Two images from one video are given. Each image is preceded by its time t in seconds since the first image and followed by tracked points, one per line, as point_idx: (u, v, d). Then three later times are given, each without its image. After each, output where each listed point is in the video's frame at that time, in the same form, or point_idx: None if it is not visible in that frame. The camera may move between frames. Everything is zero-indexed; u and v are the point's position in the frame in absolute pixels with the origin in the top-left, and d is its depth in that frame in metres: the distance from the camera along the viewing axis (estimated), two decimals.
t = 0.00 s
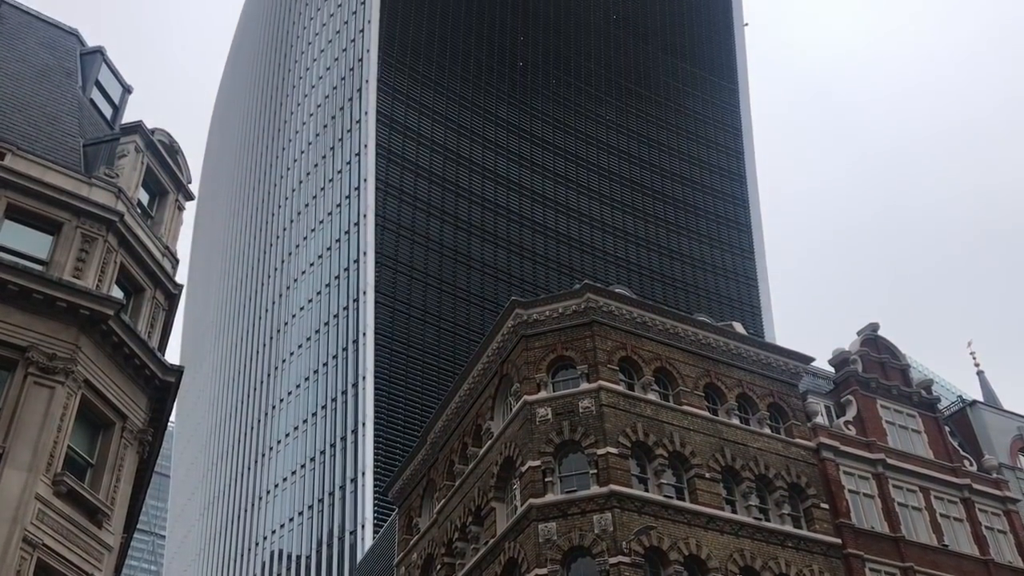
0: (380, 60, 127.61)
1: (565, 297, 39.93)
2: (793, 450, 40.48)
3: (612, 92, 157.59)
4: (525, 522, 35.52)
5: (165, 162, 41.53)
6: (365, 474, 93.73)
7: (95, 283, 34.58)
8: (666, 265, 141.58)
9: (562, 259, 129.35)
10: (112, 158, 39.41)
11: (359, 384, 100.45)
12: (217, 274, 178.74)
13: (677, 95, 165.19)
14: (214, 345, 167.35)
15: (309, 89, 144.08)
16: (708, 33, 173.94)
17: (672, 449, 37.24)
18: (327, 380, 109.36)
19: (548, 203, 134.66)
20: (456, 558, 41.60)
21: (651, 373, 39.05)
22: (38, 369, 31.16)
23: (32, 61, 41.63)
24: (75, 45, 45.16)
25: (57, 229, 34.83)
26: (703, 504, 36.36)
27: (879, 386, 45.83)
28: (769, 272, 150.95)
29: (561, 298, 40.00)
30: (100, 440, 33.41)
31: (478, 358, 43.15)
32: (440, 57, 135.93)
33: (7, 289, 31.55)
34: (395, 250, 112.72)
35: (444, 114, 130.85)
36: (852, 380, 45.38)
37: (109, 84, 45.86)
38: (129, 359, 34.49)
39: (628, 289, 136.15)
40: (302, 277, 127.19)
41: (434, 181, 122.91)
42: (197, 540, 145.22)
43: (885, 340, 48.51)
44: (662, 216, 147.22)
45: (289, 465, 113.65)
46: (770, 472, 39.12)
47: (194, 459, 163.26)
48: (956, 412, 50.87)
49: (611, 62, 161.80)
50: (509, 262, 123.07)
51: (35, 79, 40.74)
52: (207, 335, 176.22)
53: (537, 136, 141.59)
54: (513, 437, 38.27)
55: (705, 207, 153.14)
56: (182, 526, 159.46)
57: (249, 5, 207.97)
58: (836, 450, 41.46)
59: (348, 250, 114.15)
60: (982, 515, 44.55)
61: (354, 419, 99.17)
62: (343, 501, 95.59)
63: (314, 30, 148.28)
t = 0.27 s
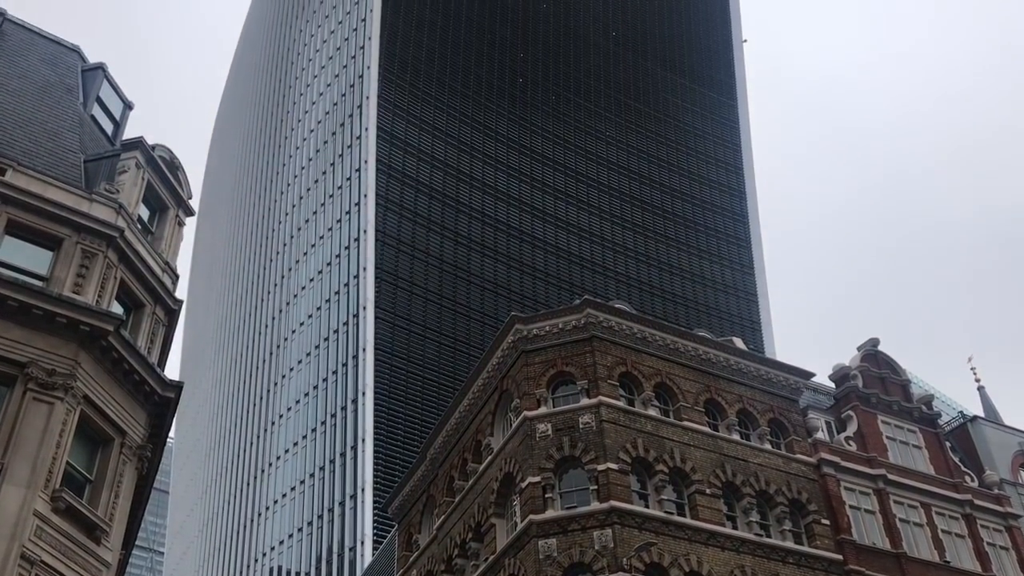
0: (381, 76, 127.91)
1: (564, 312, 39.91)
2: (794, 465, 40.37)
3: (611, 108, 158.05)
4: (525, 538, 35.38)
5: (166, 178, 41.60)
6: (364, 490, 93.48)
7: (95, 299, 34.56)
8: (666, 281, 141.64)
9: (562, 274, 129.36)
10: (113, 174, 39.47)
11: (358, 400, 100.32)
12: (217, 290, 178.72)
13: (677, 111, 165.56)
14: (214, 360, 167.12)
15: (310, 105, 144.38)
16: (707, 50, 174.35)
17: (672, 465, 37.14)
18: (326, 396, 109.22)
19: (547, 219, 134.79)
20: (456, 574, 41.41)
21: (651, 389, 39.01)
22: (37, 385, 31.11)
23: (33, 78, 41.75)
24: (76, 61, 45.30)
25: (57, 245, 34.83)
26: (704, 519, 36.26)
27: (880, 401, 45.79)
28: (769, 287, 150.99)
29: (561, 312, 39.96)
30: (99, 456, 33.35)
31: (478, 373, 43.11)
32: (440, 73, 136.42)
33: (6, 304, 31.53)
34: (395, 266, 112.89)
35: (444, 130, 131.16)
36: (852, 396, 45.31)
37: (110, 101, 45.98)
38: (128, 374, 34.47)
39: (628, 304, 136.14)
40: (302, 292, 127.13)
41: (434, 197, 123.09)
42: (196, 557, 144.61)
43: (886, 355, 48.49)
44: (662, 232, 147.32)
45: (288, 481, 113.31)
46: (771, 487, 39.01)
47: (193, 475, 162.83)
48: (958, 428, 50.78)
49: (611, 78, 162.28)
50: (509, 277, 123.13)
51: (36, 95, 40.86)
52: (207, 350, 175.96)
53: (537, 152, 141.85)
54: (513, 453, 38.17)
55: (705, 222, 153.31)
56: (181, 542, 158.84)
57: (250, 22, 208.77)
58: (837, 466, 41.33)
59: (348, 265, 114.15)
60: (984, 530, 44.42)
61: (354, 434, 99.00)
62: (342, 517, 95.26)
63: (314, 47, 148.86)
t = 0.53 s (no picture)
0: (381, 91, 128.14)
1: (565, 326, 39.88)
2: (796, 480, 40.25)
3: (611, 123, 158.42)
4: (526, 553, 35.23)
5: (167, 192, 41.64)
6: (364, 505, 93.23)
7: (95, 313, 34.52)
8: (666, 294, 141.57)
9: (561, 288, 129.33)
10: (114, 188, 39.50)
11: (358, 414, 100.16)
12: (217, 304, 178.68)
13: (676, 124, 165.76)
14: (214, 374, 166.91)
15: (310, 120, 144.65)
16: (706, 63, 174.55)
17: (673, 480, 37.04)
18: (326, 410, 109.07)
19: (547, 232, 134.81)
20: None
21: (652, 403, 38.94)
22: (36, 400, 31.07)
23: (34, 93, 41.88)
24: (78, 76, 45.43)
25: (57, 260, 34.83)
26: (705, 535, 36.13)
27: (881, 416, 45.70)
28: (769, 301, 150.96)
29: (561, 326, 39.93)
30: (98, 471, 33.29)
31: (478, 387, 43.03)
32: (441, 88, 136.82)
33: (6, 318, 31.51)
34: (394, 280, 113.05)
35: (444, 144, 131.42)
36: (853, 410, 45.21)
37: (111, 115, 46.05)
38: (128, 389, 34.37)
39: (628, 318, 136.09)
40: (302, 307, 127.08)
41: (434, 211, 123.21)
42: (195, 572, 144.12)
43: (887, 369, 48.43)
44: (662, 245, 147.31)
45: (288, 496, 112.99)
46: (772, 502, 38.89)
47: (193, 490, 162.45)
48: (959, 442, 50.67)
49: (610, 93, 162.62)
50: (509, 291, 123.09)
51: (37, 110, 40.97)
52: (207, 365, 175.78)
53: (537, 166, 142.03)
54: (514, 468, 38.03)
55: (705, 236, 153.45)
56: (180, 557, 158.36)
57: (251, 37, 209.50)
58: (838, 480, 41.21)
59: (348, 279, 114.17)
60: (987, 545, 44.26)
61: (354, 449, 98.80)
62: (342, 532, 94.93)
63: (315, 62, 149.36)
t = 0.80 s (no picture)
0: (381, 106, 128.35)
1: (565, 341, 39.85)
2: (797, 495, 40.13)
3: (611, 138, 158.69)
4: (526, 569, 35.08)
5: (167, 207, 41.68)
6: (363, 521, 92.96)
7: (95, 328, 34.50)
8: (667, 309, 141.48)
9: (561, 302, 129.27)
10: (114, 203, 39.55)
11: (359, 428, 99.99)
12: (217, 319, 178.62)
13: (676, 140, 165.99)
14: (214, 389, 166.70)
15: (311, 135, 144.89)
16: (706, 79, 174.82)
17: (674, 495, 36.94)
18: (326, 425, 108.90)
19: (548, 247, 134.86)
20: None
21: (652, 418, 38.87)
22: (35, 415, 31.06)
23: (36, 108, 41.97)
24: (80, 92, 45.52)
25: (58, 275, 34.83)
26: (706, 550, 36.02)
27: (882, 431, 45.60)
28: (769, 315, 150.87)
29: (561, 341, 39.89)
30: (98, 487, 33.23)
31: (478, 403, 42.96)
32: (441, 103, 137.21)
33: (6, 333, 31.52)
34: (395, 295, 113.22)
35: (445, 159, 131.64)
36: (853, 425, 45.12)
37: (113, 130, 46.13)
38: (128, 404, 34.33)
39: (629, 333, 135.99)
40: (303, 322, 127.01)
41: (434, 226, 123.31)
42: None
43: (887, 384, 48.37)
44: (662, 260, 147.29)
45: (288, 512, 112.66)
46: (773, 517, 38.77)
47: (192, 505, 162.06)
48: (961, 457, 50.56)
49: (610, 108, 162.99)
50: (509, 306, 123.06)
51: (39, 125, 41.06)
52: (207, 380, 175.59)
53: (537, 181, 142.21)
54: (514, 483, 37.92)
55: (705, 251, 153.52)
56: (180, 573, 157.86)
57: (252, 53, 210.16)
58: (840, 495, 41.09)
59: (349, 294, 114.15)
60: (989, 561, 44.10)
61: (354, 465, 98.59)
62: (342, 548, 94.60)
63: (315, 77, 149.79)
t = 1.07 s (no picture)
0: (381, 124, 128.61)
1: (565, 359, 39.84)
2: (798, 514, 40.01)
3: (610, 155, 159.05)
4: None
5: (168, 224, 41.74)
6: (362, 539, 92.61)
7: (95, 346, 34.53)
8: (667, 326, 141.42)
9: (562, 319, 129.24)
10: (115, 221, 39.61)
11: (358, 446, 99.79)
12: (217, 336, 178.54)
13: (676, 157, 166.38)
14: (213, 407, 166.40)
15: (312, 152, 145.22)
16: (705, 97, 175.45)
17: (675, 513, 36.84)
18: (326, 443, 108.72)
19: (548, 264, 134.92)
20: None
21: (652, 436, 38.81)
22: (34, 432, 31.07)
23: (37, 126, 42.07)
24: (81, 110, 45.65)
25: (58, 292, 34.85)
26: (707, 568, 35.88)
27: (883, 448, 45.51)
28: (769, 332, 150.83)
29: (561, 359, 39.88)
30: (96, 505, 33.16)
31: (477, 421, 42.89)
32: (441, 122, 137.74)
33: (6, 351, 31.59)
34: (395, 312, 113.39)
35: (445, 176, 131.95)
36: (854, 442, 45.08)
37: (114, 148, 46.22)
38: (128, 422, 34.29)
39: (629, 350, 135.92)
40: (302, 339, 126.95)
41: (434, 243, 123.44)
42: None
43: (888, 402, 48.34)
44: (662, 277, 147.33)
45: (287, 530, 112.28)
46: (774, 536, 38.66)
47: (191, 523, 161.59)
48: (962, 475, 50.46)
49: (609, 126, 163.48)
50: (510, 323, 123.09)
51: (40, 144, 41.17)
52: (206, 397, 175.32)
53: (537, 199, 142.43)
54: (514, 502, 37.81)
55: (704, 268, 153.68)
56: None
57: (253, 71, 210.86)
58: (841, 513, 40.97)
59: (349, 311, 114.14)
60: None
61: (353, 483, 98.33)
62: (341, 566, 94.22)
63: (316, 95, 150.28)
